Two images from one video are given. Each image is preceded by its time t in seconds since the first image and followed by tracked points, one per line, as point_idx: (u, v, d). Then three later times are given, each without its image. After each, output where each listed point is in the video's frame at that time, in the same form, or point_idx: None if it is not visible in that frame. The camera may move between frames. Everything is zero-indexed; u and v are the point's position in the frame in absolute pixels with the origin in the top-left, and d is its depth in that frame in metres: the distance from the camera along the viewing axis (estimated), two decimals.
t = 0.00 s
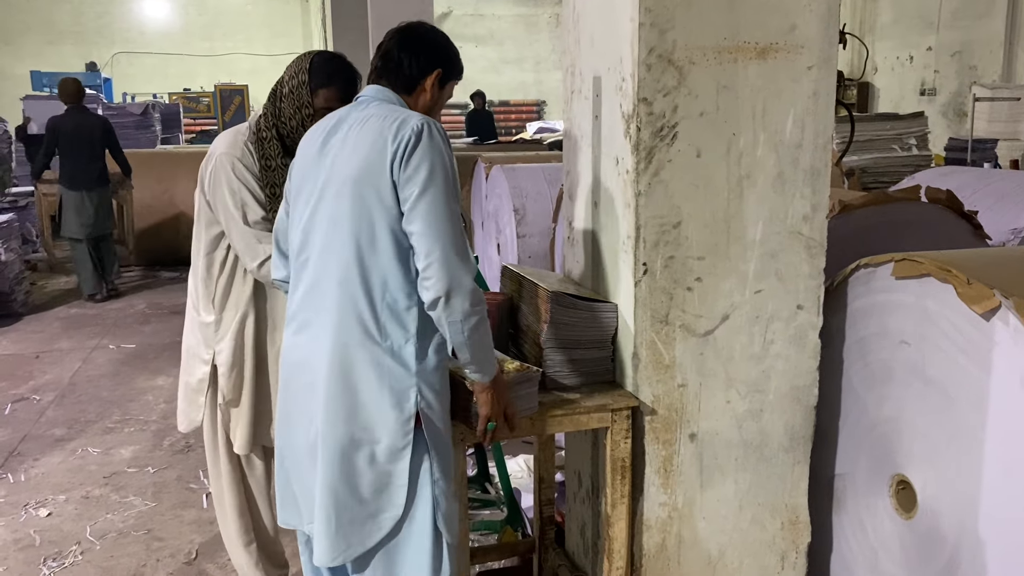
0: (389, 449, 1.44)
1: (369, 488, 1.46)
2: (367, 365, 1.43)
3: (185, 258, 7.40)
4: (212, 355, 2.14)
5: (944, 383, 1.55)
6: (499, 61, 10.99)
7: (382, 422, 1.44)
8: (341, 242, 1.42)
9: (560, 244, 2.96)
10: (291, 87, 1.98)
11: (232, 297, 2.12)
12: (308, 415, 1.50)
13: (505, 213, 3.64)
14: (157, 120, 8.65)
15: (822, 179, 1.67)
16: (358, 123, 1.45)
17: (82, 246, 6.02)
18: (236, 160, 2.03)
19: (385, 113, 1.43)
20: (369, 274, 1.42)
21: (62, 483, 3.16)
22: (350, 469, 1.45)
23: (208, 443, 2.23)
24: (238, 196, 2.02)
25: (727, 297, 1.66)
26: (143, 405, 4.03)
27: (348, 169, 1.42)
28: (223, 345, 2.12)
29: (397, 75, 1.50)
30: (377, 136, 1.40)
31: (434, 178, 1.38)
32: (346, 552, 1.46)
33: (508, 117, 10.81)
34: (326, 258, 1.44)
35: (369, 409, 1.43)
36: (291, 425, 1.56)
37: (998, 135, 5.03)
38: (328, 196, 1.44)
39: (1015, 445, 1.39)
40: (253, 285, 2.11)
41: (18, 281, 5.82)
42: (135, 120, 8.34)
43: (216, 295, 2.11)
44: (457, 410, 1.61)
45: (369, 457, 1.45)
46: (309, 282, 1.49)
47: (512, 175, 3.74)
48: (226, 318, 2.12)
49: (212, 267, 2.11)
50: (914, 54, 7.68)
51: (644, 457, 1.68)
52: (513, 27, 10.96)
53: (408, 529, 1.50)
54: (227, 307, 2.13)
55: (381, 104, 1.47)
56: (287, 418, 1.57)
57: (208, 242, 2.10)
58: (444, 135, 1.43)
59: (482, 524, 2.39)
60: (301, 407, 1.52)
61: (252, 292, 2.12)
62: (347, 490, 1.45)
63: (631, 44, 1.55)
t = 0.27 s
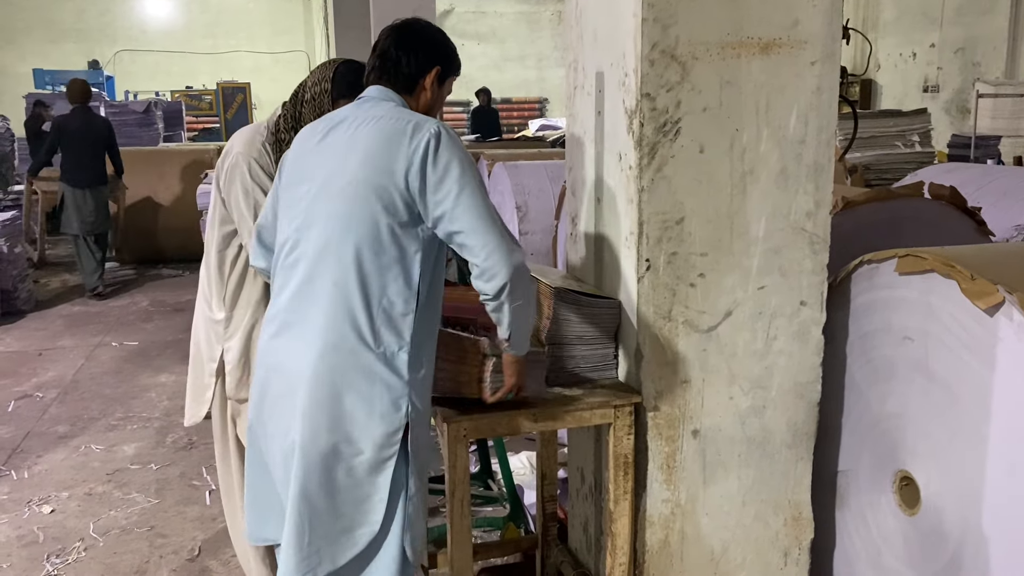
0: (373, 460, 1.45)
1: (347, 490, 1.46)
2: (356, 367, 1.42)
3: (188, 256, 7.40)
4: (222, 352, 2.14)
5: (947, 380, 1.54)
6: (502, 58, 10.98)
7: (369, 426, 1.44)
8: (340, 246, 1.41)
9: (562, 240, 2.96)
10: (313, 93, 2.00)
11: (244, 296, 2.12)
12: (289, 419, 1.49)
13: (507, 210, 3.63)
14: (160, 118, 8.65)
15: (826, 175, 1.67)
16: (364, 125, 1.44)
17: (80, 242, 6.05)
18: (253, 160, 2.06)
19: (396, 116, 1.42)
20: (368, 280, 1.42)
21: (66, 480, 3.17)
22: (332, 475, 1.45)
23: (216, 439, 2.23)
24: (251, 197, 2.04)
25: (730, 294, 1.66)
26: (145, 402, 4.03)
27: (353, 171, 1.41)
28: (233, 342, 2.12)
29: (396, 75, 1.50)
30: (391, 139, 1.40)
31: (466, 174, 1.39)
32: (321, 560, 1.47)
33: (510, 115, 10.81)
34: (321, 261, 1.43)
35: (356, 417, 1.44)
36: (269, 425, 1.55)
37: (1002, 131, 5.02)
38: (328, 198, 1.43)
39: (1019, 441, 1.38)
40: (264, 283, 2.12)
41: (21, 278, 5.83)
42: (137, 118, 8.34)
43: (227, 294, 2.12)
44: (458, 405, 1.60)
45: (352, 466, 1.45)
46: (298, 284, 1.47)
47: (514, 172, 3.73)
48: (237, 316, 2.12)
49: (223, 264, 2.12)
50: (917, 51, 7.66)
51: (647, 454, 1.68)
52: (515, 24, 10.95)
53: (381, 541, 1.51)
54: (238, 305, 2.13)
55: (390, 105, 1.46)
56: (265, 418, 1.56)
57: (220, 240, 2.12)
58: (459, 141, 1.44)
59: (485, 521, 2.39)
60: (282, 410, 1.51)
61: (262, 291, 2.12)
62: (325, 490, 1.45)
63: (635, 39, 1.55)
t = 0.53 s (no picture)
0: (355, 501, 1.39)
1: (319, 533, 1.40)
2: (334, 409, 1.36)
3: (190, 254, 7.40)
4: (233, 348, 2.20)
5: (950, 377, 1.54)
6: (504, 56, 10.97)
7: (348, 469, 1.38)
8: (329, 277, 1.35)
9: (564, 238, 2.95)
10: (325, 93, 1.98)
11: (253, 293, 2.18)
12: (265, 451, 1.41)
13: (509, 207, 3.63)
14: (162, 116, 8.66)
15: (828, 172, 1.67)
16: (365, 157, 1.38)
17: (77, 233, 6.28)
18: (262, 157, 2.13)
19: (400, 150, 1.36)
20: (357, 314, 1.36)
21: (68, 477, 3.17)
22: (310, 513, 1.38)
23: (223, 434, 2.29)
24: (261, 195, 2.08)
25: (732, 291, 1.66)
26: (148, 400, 4.04)
27: (349, 202, 1.35)
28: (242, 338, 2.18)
29: (408, 108, 1.43)
30: (392, 173, 1.34)
31: (464, 220, 1.34)
32: None
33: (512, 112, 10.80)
34: (307, 291, 1.36)
35: (338, 455, 1.37)
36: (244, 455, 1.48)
37: (1005, 129, 5.01)
38: (320, 227, 1.37)
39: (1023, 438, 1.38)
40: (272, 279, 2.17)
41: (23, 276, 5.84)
42: (139, 116, 8.34)
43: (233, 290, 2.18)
44: (461, 403, 1.60)
45: (332, 504, 1.39)
46: (279, 312, 1.40)
47: (516, 170, 3.73)
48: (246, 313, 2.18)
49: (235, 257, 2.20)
50: (919, 48, 7.65)
51: (648, 452, 1.68)
52: (516, 22, 10.94)
53: None
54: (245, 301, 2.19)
55: (395, 139, 1.40)
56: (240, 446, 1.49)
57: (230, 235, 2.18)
58: (463, 182, 1.38)
59: (487, 518, 2.39)
60: (258, 442, 1.43)
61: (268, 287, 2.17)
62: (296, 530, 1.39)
63: (637, 36, 1.54)
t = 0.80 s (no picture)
0: (324, 551, 1.30)
1: None
2: (315, 450, 1.28)
3: (192, 252, 7.41)
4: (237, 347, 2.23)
5: (952, 377, 1.54)
6: (506, 55, 10.97)
7: (320, 515, 1.29)
8: (322, 316, 1.27)
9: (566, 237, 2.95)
10: (328, 92, 1.95)
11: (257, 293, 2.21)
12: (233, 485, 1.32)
13: (511, 207, 3.63)
14: (164, 115, 8.66)
15: (829, 171, 1.67)
16: (381, 204, 1.33)
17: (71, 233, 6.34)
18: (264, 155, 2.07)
19: (419, 205, 1.32)
20: (349, 357, 1.28)
21: (70, 476, 3.18)
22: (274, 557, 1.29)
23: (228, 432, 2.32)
24: (262, 194, 2.06)
25: (734, 290, 1.66)
26: (150, 399, 4.04)
27: (356, 246, 1.29)
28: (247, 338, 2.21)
29: (422, 167, 1.37)
30: (407, 226, 1.29)
31: (475, 285, 1.31)
32: None
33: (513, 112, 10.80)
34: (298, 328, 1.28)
35: (313, 501, 1.29)
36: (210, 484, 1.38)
37: (1007, 129, 5.00)
38: (320, 265, 1.30)
39: None
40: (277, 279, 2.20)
41: (26, 276, 5.84)
42: (140, 116, 8.34)
43: (238, 290, 2.20)
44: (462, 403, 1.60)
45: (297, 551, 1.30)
46: (265, 344, 1.32)
47: (518, 169, 3.73)
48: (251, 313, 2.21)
49: (237, 257, 2.19)
50: (921, 48, 7.64)
51: (650, 451, 1.68)
52: (518, 21, 10.94)
53: None
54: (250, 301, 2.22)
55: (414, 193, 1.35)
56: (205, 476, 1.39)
57: (232, 236, 2.17)
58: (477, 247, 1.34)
59: (489, 517, 2.40)
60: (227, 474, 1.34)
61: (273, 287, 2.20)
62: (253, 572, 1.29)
63: (638, 36, 1.54)
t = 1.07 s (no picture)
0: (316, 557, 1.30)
1: None
2: (314, 458, 1.28)
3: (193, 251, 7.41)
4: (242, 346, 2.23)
5: (953, 379, 1.54)
6: (507, 55, 10.97)
7: (317, 524, 1.29)
8: (327, 327, 1.28)
9: (567, 238, 2.95)
10: (331, 90, 1.96)
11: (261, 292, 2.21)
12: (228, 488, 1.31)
13: (512, 207, 3.63)
14: (165, 114, 8.67)
15: (831, 172, 1.66)
16: (393, 224, 1.34)
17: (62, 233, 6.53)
18: (268, 151, 2.07)
19: (430, 226, 1.33)
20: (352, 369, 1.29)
21: (71, 476, 3.18)
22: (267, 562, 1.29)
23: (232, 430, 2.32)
24: (265, 190, 2.05)
25: (735, 291, 1.66)
26: (151, 398, 4.04)
27: (365, 262, 1.30)
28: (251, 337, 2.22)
29: (433, 196, 1.40)
30: (417, 246, 1.30)
31: (480, 307, 1.31)
32: None
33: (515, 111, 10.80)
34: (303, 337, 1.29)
35: (309, 509, 1.29)
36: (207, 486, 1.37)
37: (1009, 129, 4.99)
38: (328, 278, 1.31)
39: None
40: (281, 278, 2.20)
41: (27, 275, 5.85)
42: (142, 115, 8.35)
43: (242, 289, 2.20)
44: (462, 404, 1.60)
45: (289, 558, 1.29)
46: (268, 351, 1.32)
47: (519, 169, 3.73)
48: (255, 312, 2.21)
49: (241, 257, 2.18)
50: (923, 47, 7.64)
51: (651, 452, 1.68)
52: (520, 20, 10.94)
53: None
54: (255, 300, 2.22)
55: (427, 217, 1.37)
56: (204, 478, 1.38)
57: (235, 234, 2.17)
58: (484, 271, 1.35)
59: (489, 518, 2.39)
60: (223, 478, 1.33)
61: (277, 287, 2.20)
62: None
63: (639, 37, 1.54)
